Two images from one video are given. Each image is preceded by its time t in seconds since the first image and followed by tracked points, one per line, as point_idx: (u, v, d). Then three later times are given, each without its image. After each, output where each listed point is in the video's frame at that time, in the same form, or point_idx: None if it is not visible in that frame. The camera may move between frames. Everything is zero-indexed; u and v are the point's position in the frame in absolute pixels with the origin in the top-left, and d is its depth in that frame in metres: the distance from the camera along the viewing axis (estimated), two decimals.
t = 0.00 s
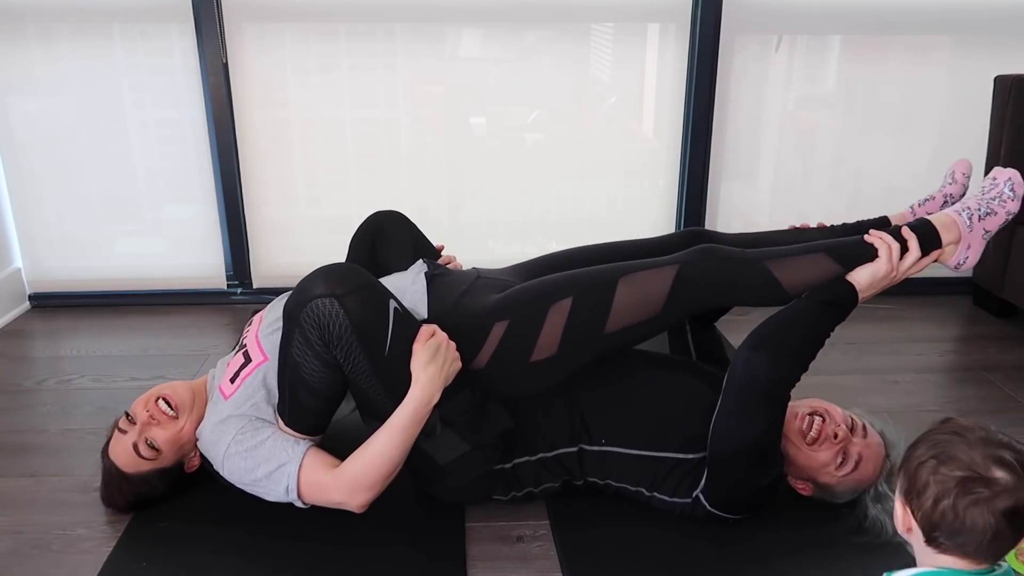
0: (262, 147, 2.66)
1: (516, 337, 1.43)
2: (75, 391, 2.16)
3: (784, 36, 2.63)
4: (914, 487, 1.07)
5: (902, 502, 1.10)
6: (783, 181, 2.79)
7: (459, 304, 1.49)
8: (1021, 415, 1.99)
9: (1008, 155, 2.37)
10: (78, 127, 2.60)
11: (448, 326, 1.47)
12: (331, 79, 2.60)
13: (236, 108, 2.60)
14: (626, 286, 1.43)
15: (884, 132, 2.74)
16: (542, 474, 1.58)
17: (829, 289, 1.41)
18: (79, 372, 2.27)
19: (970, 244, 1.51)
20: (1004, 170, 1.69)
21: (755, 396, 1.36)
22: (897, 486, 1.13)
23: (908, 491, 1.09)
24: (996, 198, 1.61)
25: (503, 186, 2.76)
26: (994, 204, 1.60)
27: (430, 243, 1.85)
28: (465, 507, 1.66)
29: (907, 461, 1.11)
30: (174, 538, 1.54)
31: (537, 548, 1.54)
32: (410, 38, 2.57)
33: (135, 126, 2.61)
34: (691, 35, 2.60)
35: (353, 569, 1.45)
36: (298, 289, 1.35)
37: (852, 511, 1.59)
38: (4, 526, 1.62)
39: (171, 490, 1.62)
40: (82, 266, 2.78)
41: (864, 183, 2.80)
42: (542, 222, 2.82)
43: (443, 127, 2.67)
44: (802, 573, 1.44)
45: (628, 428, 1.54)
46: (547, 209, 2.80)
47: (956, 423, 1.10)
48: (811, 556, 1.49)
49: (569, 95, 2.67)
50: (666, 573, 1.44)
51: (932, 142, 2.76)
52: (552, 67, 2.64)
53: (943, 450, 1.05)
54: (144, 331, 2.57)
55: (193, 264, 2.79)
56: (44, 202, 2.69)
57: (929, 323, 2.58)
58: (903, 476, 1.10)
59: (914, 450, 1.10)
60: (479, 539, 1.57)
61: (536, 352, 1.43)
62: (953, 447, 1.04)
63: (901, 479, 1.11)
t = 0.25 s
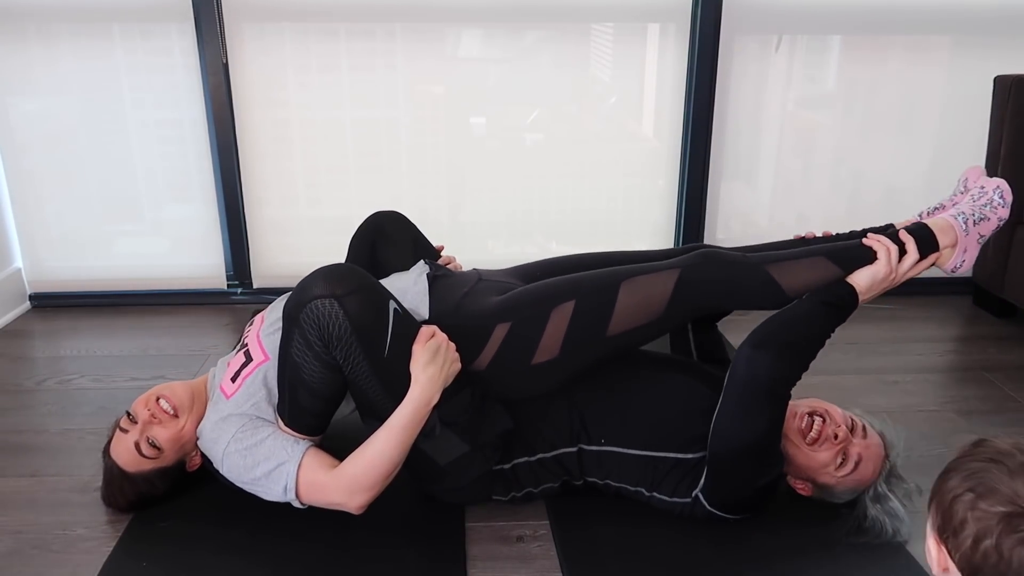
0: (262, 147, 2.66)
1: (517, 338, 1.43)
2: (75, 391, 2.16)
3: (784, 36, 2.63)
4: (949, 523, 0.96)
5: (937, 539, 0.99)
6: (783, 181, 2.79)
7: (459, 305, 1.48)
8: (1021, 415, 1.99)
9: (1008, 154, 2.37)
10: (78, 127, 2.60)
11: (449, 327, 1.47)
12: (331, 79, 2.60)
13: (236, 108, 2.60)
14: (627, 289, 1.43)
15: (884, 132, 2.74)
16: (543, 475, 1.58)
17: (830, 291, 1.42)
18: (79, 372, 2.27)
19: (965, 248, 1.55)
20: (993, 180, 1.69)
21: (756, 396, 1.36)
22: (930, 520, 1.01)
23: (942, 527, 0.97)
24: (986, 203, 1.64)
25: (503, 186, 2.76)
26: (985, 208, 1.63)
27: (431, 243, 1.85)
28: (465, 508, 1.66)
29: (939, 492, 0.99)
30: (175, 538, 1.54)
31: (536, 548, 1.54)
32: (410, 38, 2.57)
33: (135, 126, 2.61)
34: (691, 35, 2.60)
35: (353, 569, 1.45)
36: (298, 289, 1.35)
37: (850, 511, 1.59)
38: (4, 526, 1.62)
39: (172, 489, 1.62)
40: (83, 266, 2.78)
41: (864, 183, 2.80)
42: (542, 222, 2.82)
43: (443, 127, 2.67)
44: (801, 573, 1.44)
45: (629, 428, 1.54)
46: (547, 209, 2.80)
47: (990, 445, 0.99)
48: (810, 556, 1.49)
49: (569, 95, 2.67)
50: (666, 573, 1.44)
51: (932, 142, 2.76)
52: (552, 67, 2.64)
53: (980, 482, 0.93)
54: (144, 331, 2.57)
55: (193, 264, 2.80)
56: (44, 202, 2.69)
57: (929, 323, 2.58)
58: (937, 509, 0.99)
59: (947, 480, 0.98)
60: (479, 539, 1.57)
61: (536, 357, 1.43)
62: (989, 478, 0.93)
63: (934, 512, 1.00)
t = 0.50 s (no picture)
0: (262, 147, 2.66)
1: (518, 341, 1.43)
2: (75, 391, 2.16)
3: (784, 36, 2.63)
4: (983, 559, 0.92)
5: (967, 569, 0.96)
6: (783, 181, 2.79)
7: (464, 306, 1.49)
8: (1021, 416, 1.99)
9: (1008, 154, 2.37)
10: (78, 127, 2.60)
11: (452, 328, 1.47)
12: (331, 79, 2.60)
13: (236, 108, 2.61)
14: (631, 296, 1.42)
15: (884, 132, 2.74)
16: (544, 476, 1.59)
17: (839, 298, 1.39)
18: (79, 372, 2.27)
19: (981, 246, 1.52)
20: (1009, 170, 1.68)
21: (764, 404, 1.37)
22: (958, 548, 0.98)
23: (974, 560, 0.94)
24: (1004, 198, 1.61)
25: (503, 186, 2.76)
26: (1003, 203, 1.59)
27: (432, 244, 1.85)
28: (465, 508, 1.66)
29: (971, 522, 0.96)
30: (175, 538, 1.54)
31: (537, 548, 1.54)
32: (410, 38, 2.57)
33: (135, 126, 2.61)
34: (691, 35, 2.60)
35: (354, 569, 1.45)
36: (299, 287, 1.35)
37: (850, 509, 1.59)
38: (4, 526, 1.62)
39: (176, 487, 1.62)
40: (83, 266, 2.78)
41: (865, 183, 2.80)
42: (542, 222, 2.82)
43: (443, 127, 2.68)
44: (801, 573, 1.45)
45: (635, 428, 1.54)
46: (547, 209, 2.80)
47: (1019, 472, 0.95)
48: (810, 556, 1.49)
49: (569, 96, 2.67)
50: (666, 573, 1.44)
51: (932, 142, 2.76)
52: (552, 67, 2.64)
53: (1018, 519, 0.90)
54: (143, 331, 2.57)
55: (193, 264, 2.80)
56: (45, 202, 2.69)
57: (929, 323, 2.58)
58: (968, 541, 0.95)
59: (979, 511, 0.94)
60: (479, 539, 1.57)
61: (536, 363, 1.44)
62: None
63: (964, 543, 0.96)
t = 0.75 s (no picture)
0: (262, 147, 2.66)
1: (517, 337, 1.43)
2: (75, 391, 2.16)
3: (784, 36, 2.63)
4: (998, 557, 0.89)
5: (982, 570, 0.92)
6: (783, 181, 2.79)
7: (462, 302, 1.49)
8: (1021, 416, 1.99)
9: (1008, 154, 2.37)
10: (78, 127, 2.60)
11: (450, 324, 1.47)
12: (331, 79, 2.60)
13: (236, 108, 2.60)
14: (631, 299, 1.42)
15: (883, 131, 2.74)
16: (542, 474, 1.58)
17: (836, 300, 1.38)
18: (79, 372, 2.27)
19: (989, 245, 1.48)
20: None
21: (753, 404, 1.37)
22: (972, 550, 0.94)
23: (989, 559, 0.90)
24: (1017, 193, 1.56)
25: (503, 186, 2.76)
26: (1015, 198, 1.55)
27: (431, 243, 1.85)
28: (464, 507, 1.66)
29: (983, 521, 0.93)
30: (175, 538, 1.54)
31: (537, 548, 1.54)
32: (410, 38, 2.57)
33: (135, 126, 2.61)
34: (691, 34, 2.60)
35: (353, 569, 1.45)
36: (297, 283, 1.35)
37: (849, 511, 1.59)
38: (4, 526, 1.62)
39: (172, 488, 1.62)
40: (82, 266, 2.78)
41: (865, 183, 2.80)
42: (542, 222, 2.82)
43: (443, 127, 2.68)
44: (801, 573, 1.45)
45: (631, 425, 1.54)
46: (547, 209, 2.80)
47: None
48: (810, 556, 1.49)
49: (569, 96, 2.67)
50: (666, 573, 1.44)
51: (933, 142, 2.75)
52: (552, 67, 2.64)
53: None
54: (144, 331, 2.57)
55: (193, 264, 2.80)
56: (44, 202, 2.69)
57: (930, 323, 2.58)
58: (982, 541, 0.92)
59: (992, 510, 0.92)
60: (479, 539, 1.57)
61: (536, 359, 1.43)
62: None
63: (979, 543, 0.92)
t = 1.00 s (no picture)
0: (262, 147, 2.66)
1: (516, 335, 1.43)
2: (75, 391, 2.16)
3: (785, 36, 2.62)
4: None
5: (1008, 569, 0.90)
6: (783, 181, 2.79)
7: (461, 302, 1.49)
8: (1021, 416, 1.99)
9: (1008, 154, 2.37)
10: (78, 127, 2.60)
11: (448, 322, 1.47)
12: (331, 80, 2.60)
13: (236, 107, 2.60)
14: (631, 293, 1.41)
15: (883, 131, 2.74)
16: (541, 471, 1.58)
17: (835, 297, 1.39)
18: (80, 372, 2.27)
19: (981, 244, 1.49)
20: (1009, 165, 1.60)
21: (757, 400, 1.37)
22: (995, 550, 0.92)
23: (1015, 556, 0.88)
24: (1003, 194, 1.56)
25: (503, 186, 2.76)
26: (1002, 199, 1.55)
27: (430, 244, 1.84)
28: (464, 507, 1.66)
29: (1004, 519, 0.91)
30: (175, 537, 1.54)
31: (537, 548, 1.54)
32: (410, 38, 2.57)
33: (135, 125, 2.61)
34: (691, 35, 2.60)
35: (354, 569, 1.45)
36: (296, 278, 1.35)
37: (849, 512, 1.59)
38: (4, 526, 1.62)
39: (173, 488, 1.62)
40: (82, 266, 2.78)
41: (864, 183, 2.80)
42: (541, 222, 2.82)
43: (443, 127, 2.67)
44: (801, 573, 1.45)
45: (629, 423, 1.54)
46: (547, 208, 2.80)
47: None
48: (810, 556, 1.49)
49: (569, 96, 2.67)
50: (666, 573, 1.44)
51: (933, 142, 2.75)
52: (552, 67, 2.64)
53: None
54: (143, 331, 2.57)
55: (193, 264, 2.79)
56: (44, 202, 2.69)
57: (930, 323, 2.58)
58: (1005, 538, 0.90)
59: (1012, 507, 0.91)
60: (479, 539, 1.57)
61: (536, 356, 1.43)
62: None
63: (1003, 541, 0.91)
